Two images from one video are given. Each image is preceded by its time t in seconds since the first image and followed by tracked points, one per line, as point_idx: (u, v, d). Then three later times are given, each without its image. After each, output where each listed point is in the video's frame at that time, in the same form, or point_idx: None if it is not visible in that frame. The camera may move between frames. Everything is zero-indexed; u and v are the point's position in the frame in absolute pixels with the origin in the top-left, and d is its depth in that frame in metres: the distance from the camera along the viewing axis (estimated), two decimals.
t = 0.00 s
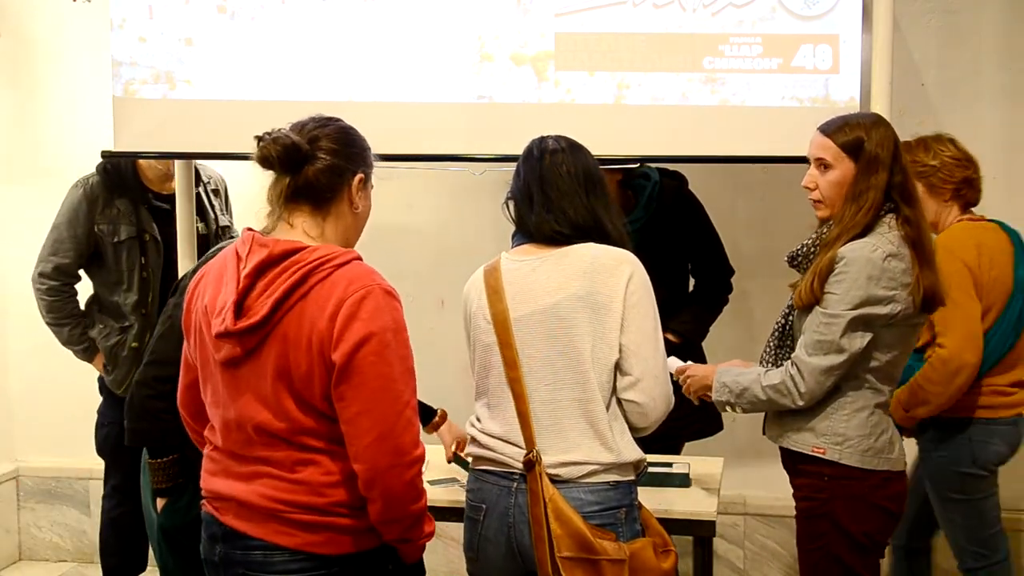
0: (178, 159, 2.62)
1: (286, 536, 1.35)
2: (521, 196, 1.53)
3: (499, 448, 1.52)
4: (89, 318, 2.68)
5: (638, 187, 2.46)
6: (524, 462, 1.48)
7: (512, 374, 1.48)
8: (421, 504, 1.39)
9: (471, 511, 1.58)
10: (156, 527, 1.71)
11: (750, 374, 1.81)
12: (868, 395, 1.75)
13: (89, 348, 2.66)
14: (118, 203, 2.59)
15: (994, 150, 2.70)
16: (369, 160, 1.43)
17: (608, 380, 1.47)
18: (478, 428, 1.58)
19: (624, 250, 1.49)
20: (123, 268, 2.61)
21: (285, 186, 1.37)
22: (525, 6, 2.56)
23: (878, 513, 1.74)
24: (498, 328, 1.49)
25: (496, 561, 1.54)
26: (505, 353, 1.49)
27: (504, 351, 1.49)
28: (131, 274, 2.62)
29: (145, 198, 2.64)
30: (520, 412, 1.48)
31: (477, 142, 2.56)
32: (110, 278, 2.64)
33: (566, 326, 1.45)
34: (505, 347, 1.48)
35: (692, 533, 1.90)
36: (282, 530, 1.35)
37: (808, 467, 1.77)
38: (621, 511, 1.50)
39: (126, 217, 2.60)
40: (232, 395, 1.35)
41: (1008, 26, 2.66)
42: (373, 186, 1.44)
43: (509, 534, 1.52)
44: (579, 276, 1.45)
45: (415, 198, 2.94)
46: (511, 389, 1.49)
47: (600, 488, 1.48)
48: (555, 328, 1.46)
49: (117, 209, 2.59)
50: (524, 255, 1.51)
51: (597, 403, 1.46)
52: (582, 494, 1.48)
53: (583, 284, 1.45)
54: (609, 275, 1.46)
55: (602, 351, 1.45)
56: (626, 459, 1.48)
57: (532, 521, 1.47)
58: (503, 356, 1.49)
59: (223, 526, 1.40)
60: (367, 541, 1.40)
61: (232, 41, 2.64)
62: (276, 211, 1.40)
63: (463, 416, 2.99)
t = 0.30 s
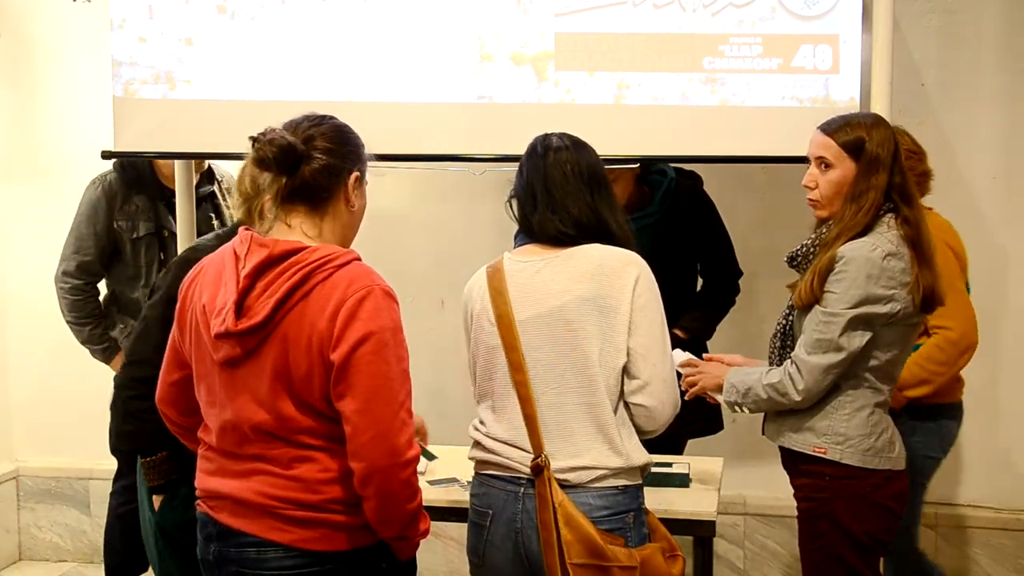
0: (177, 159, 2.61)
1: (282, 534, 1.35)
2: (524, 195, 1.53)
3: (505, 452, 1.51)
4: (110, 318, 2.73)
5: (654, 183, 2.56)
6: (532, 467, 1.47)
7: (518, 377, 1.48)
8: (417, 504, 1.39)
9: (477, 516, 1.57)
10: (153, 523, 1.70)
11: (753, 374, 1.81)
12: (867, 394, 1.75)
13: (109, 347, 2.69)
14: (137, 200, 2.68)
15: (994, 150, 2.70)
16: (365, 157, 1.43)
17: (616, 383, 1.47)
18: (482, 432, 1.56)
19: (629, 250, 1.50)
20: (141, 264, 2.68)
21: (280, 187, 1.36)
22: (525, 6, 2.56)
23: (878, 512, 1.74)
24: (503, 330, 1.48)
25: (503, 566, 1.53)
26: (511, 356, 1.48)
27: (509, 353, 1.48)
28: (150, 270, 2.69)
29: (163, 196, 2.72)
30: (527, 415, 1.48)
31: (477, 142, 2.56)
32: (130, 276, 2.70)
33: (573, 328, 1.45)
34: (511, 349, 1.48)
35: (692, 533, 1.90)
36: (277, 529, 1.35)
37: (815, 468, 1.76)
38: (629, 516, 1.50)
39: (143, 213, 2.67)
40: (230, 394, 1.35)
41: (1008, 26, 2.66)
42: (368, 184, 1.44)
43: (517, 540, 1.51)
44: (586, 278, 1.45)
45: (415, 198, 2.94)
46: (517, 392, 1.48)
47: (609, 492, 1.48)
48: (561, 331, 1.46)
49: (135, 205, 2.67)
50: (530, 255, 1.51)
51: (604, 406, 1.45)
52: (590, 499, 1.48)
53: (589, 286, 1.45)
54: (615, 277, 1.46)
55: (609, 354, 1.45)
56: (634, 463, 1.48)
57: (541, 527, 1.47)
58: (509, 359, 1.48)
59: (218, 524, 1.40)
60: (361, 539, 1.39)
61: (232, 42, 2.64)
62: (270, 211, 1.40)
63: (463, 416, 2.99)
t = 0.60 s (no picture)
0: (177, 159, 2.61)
1: (272, 526, 1.35)
2: (525, 195, 1.52)
3: (510, 458, 1.49)
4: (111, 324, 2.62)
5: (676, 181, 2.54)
6: (542, 475, 1.45)
7: (526, 384, 1.46)
8: (406, 502, 1.37)
9: (484, 526, 1.55)
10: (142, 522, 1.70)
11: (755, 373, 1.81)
12: (869, 393, 1.75)
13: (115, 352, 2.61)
14: (139, 199, 2.65)
15: (995, 151, 2.70)
16: (375, 160, 1.43)
17: (625, 389, 1.45)
18: (488, 440, 1.54)
19: (635, 253, 1.49)
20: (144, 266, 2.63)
21: (288, 186, 1.37)
22: (525, 6, 2.56)
23: (882, 512, 1.74)
24: (510, 335, 1.47)
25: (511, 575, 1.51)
26: (518, 362, 1.47)
27: (517, 359, 1.47)
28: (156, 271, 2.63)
29: (166, 196, 2.71)
30: (535, 421, 1.46)
31: (477, 143, 2.56)
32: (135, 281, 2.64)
33: (580, 333, 1.44)
34: (519, 354, 1.47)
35: (691, 533, 1.91)
36: (266, 523, 1.35)
37: (821, 470, 1.76)
38: (640, 524, 1.49)
39: (147, 212, 2.64)
40: (227, 387, 1.37)
41: (1008, 26, 2.66)
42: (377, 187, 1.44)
43: (526, 549, 1.49)
44: (594, 282, 1.44)
45: (415, 198, 2.94)
46: (525, 398, 1.47)
47: (620, 500, 1.47)
48: (569, 336, 1.45)
49: (137, 204, 2.64)
50: (536, 258, 1.50)
51: (612, 412, 1.44)
52: (601, 507, 1.46)
53: (597, 290, 1.44)
54: (623, 281, 1.44)
55: (618, 359, 1.44)
56: (646, 471, 1.46)
57: (552, 536, 1.45)
58: (516, 365, 1.47)
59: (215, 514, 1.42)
60: (350, 535, 1.38)
61: (232, 42, 2.64)
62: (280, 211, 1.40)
63: (463, 416, 2.98)
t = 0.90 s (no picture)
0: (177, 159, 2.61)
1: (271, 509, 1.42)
2: (530, 191, 1.51)
3: (513, 460, 1.49)
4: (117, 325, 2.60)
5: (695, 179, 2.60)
6: (542, 475, 1.45)
7: (528, 384, 1.46)
8: (395, 485, 1.39)
9: (484, 525, 1.55)
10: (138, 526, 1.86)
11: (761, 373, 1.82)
12: (875, 392, 1.75)
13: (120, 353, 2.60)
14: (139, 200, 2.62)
15: (995, 151, 2.70)
16: (393, 160, 1.49)
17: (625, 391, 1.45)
18: (490, 440, 1.54)
19: (637, 253, 1.48)
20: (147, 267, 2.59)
21: (310, 181, 1.43)
22: (525, 6, 2.56)
23: (887, 513, 1.74)
24: (511, 335, 1.47)
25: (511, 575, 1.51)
26: (520, 363, 1.47)
27: (519, 359, 1.47)
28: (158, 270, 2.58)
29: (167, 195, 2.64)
30: (536, 422, 1.46)
31: (477, 143, 2.56)
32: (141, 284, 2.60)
33: (581, 333, 1.44)
34: (522, 354, 1.47)
35: (691, 533, 1.91)
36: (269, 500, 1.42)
37: (823, 469, 1.76)
38: (640, 525, 1.49)
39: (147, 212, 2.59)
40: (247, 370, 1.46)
41: (1008, 26, 2.66)
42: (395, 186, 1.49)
43: (526, 549, 1.49)
44: (597, 284, 1.44)
45: (416, 198, 2.94)
46: (526, 399, 1.47)
47: (620, 501, 1.47)
48: (570, 337, 1.45)
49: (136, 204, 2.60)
50: (540, 258, 1.50)
51: (613, 413, 1.44)
52: (601, 508, 1.46)
53: (601, 292, 1.44)
54: (626, 283, 1.44)
55: (619, 361, 1.44)
56: (646, 473, 1.46)
57: (552, 537, 1.45)
58: (518, 365, 1.47)
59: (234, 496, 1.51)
60: (346, 522, 1.43)
61: (232, 42, 2.64)
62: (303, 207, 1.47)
63: (463, 416, 2.99)
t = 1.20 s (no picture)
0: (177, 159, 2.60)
1: (273, 487, 1.54)
2: (528, 191, 1.51)
3: (510, 460, 1.49)
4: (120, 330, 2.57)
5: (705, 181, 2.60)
6: (537, 475, 1.45)
7: (524, 383, 1.46)
8: (396, 455, 1.47)
9: (482, 524, 1.55)
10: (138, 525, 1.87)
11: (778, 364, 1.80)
12: (880, 397, 1.71)
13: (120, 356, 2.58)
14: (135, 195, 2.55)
15: (995, 151, 2.70)
16: (425, 168, 1.59)
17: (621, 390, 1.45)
18: (487, 441, 1.54)
19: (634, 252, 1.48)
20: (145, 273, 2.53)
21: (349, 185, 1.55)
22: (525, 6, 2.56)
23: (882, 516, 1.70)
24: (508, 335, 1.47)
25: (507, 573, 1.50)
26: (516, 362, 1.47)
27: (516, 358, 1.47)
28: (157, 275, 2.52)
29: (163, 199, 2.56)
30: (533, 422, 1.46)
31: (478, 143, 2.56)
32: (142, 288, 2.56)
33: (577, 332, 1.44)
34: (518, 354, 1.47)
35: (689, 532, 1.91)
36: (278, 468, 1.52)
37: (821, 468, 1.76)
38: (636, 523, 1.48)
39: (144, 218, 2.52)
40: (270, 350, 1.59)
41: (1008, 26, 2.66)
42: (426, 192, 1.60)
43: (522, 548, 1.48)
44: (593, 283, 1.44)
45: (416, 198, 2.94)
46: (523, 398, 1.47)
47: (615, 500, 1.46)
48: (565, 337, 1.44)
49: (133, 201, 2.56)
50: (537, 257, 1.50)
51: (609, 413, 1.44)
52: (597, 506, 1.46)
53: (596, 292, 1.44)
54: (622, 282, 1.44)
55: (616, 360, 1.44)
56: (642, 471, 1.46)
57: (548, 536, 1.45)
58: (514, 365, 1.47)
59: (246, 474, 1.61)
60: (349, 499, 1.53)
61: (232, 42, 2.64)
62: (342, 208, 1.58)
63: (462, 416, 2.98)
